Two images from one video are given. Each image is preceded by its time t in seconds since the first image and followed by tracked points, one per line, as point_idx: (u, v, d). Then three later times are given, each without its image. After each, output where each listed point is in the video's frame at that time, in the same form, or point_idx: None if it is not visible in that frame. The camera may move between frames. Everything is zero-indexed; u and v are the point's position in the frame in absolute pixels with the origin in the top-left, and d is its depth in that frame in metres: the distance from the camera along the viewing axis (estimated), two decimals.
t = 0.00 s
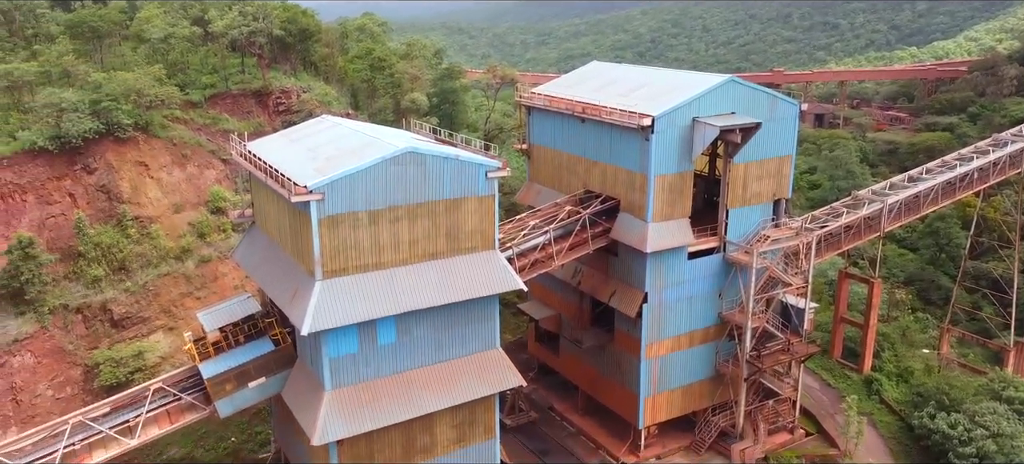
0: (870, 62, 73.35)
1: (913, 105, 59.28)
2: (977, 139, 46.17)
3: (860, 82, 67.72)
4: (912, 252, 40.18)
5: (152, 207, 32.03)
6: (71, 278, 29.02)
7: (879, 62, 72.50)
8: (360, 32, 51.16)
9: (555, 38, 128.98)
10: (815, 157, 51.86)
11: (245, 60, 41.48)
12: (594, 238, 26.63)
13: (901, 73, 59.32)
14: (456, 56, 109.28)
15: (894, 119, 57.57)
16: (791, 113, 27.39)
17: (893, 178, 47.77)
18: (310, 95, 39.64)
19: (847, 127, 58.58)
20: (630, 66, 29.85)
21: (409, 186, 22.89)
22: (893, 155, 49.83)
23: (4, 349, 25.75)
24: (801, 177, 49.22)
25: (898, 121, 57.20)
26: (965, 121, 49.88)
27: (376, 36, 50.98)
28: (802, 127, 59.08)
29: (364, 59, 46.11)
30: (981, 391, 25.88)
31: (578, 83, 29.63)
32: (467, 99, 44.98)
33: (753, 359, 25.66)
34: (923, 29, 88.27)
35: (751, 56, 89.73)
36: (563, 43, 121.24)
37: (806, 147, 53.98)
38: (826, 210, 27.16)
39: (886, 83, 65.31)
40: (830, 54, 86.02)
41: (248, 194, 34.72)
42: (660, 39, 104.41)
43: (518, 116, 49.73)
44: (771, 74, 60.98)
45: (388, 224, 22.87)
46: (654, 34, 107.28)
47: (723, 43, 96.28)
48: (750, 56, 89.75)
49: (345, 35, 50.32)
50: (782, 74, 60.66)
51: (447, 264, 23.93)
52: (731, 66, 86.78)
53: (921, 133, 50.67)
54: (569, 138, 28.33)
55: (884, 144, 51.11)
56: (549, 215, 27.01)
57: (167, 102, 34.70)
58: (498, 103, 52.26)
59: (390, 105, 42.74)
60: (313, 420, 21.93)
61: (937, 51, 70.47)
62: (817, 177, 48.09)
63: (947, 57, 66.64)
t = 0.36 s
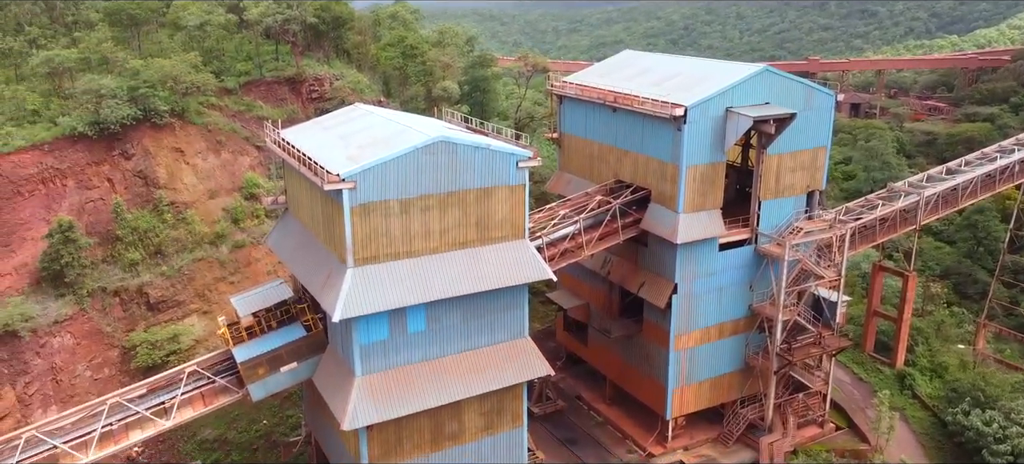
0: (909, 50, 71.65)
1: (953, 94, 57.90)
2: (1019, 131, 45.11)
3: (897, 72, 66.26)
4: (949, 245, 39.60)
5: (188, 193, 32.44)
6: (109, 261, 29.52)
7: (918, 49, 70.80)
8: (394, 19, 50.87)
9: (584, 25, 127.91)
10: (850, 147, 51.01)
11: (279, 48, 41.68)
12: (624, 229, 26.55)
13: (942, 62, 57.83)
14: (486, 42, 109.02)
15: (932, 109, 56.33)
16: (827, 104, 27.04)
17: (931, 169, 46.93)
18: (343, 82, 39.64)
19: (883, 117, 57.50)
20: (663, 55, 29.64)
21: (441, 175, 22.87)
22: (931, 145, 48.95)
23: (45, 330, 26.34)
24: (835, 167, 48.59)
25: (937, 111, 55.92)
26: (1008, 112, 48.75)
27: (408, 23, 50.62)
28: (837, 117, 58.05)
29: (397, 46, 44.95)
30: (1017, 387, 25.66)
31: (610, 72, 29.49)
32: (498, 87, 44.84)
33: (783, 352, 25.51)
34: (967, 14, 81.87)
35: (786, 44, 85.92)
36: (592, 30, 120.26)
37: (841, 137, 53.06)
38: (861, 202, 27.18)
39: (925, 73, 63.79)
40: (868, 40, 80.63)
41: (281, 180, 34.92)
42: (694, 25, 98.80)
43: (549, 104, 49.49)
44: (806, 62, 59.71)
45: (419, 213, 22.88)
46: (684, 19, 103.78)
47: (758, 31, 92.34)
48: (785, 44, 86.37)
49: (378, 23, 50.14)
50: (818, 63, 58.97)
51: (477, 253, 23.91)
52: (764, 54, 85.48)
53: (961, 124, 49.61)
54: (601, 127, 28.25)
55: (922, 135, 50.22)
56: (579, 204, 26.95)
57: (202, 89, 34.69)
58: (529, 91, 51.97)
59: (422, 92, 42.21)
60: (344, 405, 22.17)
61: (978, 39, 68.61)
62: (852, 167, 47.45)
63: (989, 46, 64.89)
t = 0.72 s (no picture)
0: (935, 41, 70.50)
1: (981, 87, 56.95)
2: None
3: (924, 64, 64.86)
4: (973, 240, 39.27)
5: (211, 184, 32.69)
6: (133, 251, 29.83)
7: (944, 41, 69.68)
8: (414, 11, 48.49)
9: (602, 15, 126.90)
10: (873, 141, 50.46)
11: (301, 39, 41.60)
12: (643, 223, 26.47)
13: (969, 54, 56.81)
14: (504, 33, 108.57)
15: (958, 103, 55.40)
16: (851, 99, 26.75)
17: (956, 163, 46.34)
18: (365, 74, 39.35)
19: (908, 111, 56.72)
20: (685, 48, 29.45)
21: (462, 169, 22.85)
22: (957, 139, 48.33)
23: (71, 319, 26.77)
24: (858, 161, 48.14)
25: (962, 104, 54.92)
26: None
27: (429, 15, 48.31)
28: (861, 110, 57.18)
29: (417, 38, 42.95)
30: None
31: (631, 65, 29.32)
32: (518, 80, 44.67)
33: (803, 349, 25.38)
34: (993, 7, 80.40)
35: (811, 36, 80.77)
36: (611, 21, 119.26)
37: (866, 131, 52.30)
38: (885, 197, 26.98)
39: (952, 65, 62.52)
40: (895, 34, 77.07)
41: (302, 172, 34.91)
42: (715, 17, 94.33)
43: (570, 96, 49.26)
44: (830, 55, 58.72)
45: (440, 207, 22.88)
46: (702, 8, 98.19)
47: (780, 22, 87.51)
48: (807, 36, 81.06)
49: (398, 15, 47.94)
50: (842, 55, 57.94)
51: (497, 247, 23.90)
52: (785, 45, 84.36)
53: (988, 118, 48.88)
54: (622, 120, 28.14)
55: (948, 128, 49.49)
56: (599, 199, 26.88)
57: (225, 81, 34.98)
58: (550, 82, 51.54)
59: (442, 85, 40.95)
60: (364, 397, 22.34)
61: (1006, 31, 67.33)
62: (875, 162, 46.99)
63: (1018, 38, 63.69)
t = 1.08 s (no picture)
0: (974, 41, 68.97)
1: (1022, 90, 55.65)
2: None
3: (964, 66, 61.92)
4: (1012, 248, 38.57)
5: (244, 183, 33.10)
6: (167, 248, 30.26)
7: (984, 41, 68.17)
8: (446, 12, 47.90)
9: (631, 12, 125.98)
10: (909, 144, 49.64)
11: (334, 40, 41.80)
12: (673, 227, 26.36)
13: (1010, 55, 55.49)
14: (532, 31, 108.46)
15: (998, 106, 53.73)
16: (887, 104, 26.31)
17: (995, 168, 45.45)
18: (397, 75, 39.39)
19: (945, 113, 55.65)
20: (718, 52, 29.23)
21: (492, 172, 22.85)
22: (997, 143, 47.40)
23: (107, 314, 27.27)
24: (893, 165, 47.48)
25: (1003, 108, 53.13)
26: None
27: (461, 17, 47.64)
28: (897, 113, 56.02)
29: (448, 39, 42.15)
30: None
31: (663, 67, 29.18)
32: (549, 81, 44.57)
33: (835, 357, 25.06)
34: None
35: (847, 37, 77.77)
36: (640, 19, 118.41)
37: (901, 134, 51.28)
38: (921, 203, 26.51)
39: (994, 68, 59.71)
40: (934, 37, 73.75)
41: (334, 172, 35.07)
42: (749, 16, 90.61)
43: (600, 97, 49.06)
44: (865, 56, 57.53)
45: (469, 210, 22.89)
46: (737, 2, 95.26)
47: (815, 22, 83.31)
48: (844, 36, 78.03)
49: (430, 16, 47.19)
50: (878, 57, 56.77)
51: (525, 250, 23.86)
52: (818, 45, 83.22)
53: None
54: (652, 124, 28.02)
55: (987, 132, 48.52)
56: (629, 202, 26.79)
57: (260, 81, 35.26)
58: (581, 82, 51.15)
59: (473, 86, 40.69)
60: (392, 398, 22.46)
61: None
62: (911, 166, 46.31)
63: None
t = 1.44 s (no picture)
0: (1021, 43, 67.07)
1: None
2: None
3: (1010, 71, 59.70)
4: None
5: (281, 184, 33.38)
6: (206, 247, 30.70)
7: None
8: (482, 14, 47.88)
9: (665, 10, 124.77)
10: (952, 150, 48.63)
11: (372, 42, 42.05)
12: (708, 234, 26.18)
13: None
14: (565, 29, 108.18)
15: None
16: (929, 111, 25.80)
17: None
18: (433, 77, 39.31)
19: (990, 119, 54.33)
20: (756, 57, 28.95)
21: (526, 177, 22.80)
22: None
23: (147, 311, 27.81)
24: (934, 171, 46.64)
25: None
26: None
27: (498, 19, 47.57)
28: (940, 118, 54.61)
29: (484, 42, 43.10)
30: None
31: (699, 73, 29.09)
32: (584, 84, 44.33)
33: (872, 368, 24.72)
34: None
35: (888, 40, 73.39)
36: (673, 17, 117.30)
37: (943, 139, 50.05)
38: (963, 212, 25.97)
39: None
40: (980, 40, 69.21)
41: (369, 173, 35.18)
42: (792, 15, 84.42)
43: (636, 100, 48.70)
44: (908, 59, 56.05)
45: (503, 214, 22.87)
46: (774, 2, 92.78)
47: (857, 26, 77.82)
48: (886, 40, 73.23)
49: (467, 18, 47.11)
50: (921, 60, 55.36)
51: (558, 255, 23.76)
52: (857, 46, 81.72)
53: None
54: (688, 129, 27.94)
55: None
56: (664, 208, 26.65)
57: (298, 83, 35.64)
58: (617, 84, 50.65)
59: (508, 89, 41.18)
60: (424, 400, 22.55)
61: None
62: (954, 172, 45.45)
63: None
